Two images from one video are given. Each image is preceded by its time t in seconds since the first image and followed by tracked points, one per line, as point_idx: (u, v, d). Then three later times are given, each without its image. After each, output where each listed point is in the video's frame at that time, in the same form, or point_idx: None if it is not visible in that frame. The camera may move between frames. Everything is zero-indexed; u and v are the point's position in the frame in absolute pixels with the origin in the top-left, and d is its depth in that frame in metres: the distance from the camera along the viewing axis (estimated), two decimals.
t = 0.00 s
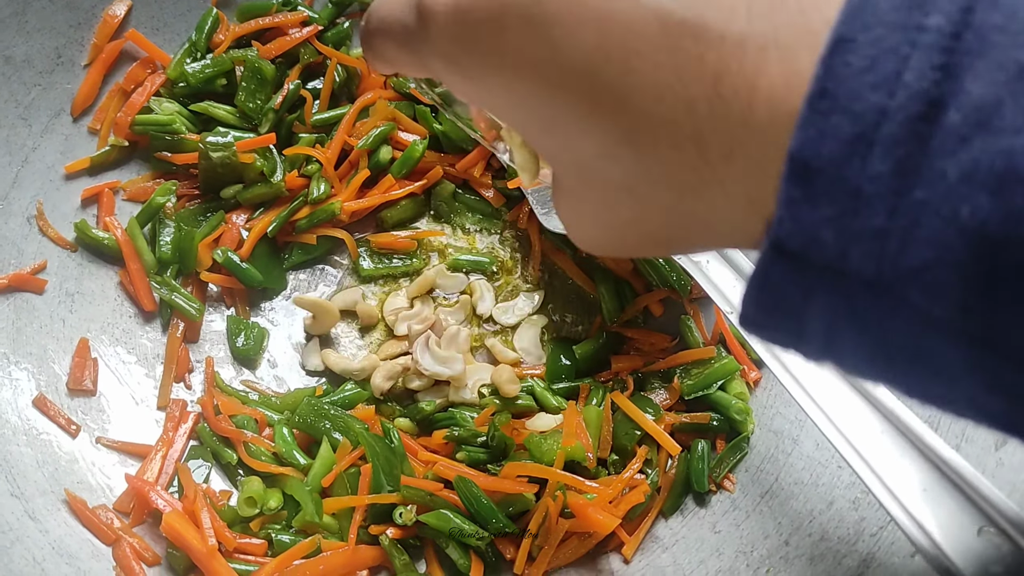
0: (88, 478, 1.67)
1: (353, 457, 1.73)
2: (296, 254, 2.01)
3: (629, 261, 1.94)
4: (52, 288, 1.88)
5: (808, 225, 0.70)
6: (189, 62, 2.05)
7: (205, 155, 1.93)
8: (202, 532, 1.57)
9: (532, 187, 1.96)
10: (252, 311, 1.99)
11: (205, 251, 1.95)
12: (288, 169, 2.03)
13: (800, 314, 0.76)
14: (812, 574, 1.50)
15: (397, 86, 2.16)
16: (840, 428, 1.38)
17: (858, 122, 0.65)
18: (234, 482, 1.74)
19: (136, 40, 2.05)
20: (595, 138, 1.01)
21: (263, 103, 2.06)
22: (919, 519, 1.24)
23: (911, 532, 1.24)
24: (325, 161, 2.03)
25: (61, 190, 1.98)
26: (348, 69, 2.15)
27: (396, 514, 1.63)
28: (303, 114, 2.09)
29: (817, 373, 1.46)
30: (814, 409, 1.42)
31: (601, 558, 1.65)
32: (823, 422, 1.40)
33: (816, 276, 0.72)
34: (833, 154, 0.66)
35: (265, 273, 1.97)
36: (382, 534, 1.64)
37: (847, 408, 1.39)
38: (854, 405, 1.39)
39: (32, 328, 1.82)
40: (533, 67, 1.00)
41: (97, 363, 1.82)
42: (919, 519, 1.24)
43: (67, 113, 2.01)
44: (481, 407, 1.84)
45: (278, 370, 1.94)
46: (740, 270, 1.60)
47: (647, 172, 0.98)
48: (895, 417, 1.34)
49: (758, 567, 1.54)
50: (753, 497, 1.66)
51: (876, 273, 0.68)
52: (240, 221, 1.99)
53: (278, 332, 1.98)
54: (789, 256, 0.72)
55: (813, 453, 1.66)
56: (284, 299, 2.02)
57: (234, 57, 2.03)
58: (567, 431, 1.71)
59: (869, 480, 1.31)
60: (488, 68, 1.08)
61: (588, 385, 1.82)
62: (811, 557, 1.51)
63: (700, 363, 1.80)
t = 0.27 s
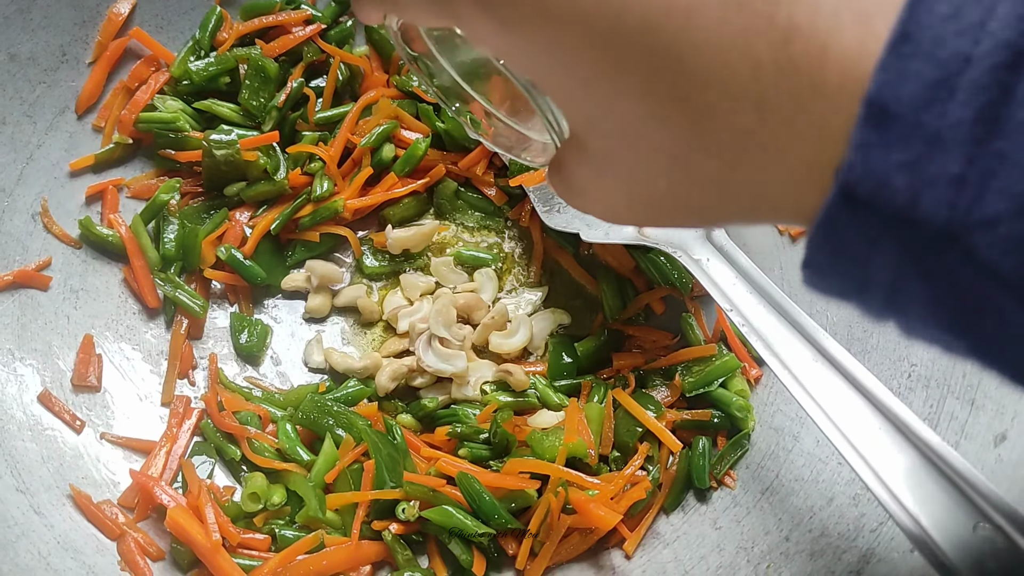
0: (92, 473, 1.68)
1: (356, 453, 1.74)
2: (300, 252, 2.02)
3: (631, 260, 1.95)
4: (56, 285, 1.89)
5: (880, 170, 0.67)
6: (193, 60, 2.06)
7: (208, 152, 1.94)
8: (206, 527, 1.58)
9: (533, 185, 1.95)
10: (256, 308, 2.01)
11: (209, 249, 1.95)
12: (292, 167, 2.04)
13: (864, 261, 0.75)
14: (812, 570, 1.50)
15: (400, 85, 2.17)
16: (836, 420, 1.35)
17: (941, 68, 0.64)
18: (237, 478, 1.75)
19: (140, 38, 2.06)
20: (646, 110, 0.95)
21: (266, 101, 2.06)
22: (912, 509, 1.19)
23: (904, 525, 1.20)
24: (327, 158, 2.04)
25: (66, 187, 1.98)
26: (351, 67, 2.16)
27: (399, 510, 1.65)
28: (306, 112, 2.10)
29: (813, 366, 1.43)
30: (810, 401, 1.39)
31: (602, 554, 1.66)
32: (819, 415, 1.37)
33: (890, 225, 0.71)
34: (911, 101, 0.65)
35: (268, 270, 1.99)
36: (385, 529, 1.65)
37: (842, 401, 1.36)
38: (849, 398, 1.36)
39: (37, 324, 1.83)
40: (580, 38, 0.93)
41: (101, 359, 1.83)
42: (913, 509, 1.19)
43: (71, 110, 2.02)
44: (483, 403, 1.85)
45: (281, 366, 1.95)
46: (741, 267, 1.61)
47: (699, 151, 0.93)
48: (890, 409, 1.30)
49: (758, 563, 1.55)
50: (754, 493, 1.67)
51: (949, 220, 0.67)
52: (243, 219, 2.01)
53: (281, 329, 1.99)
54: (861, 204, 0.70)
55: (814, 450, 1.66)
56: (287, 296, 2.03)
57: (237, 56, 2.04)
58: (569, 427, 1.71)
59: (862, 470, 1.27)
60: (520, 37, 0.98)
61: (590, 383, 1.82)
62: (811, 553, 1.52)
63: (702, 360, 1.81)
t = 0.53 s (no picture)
0: (94, 470, 1.69)
1: (356, 451, 1.75)
2: (301, 252, 2.04)
3: (630, 260, 1.97)
4: (59, 283, 1.90)
5: (954, 123, 0.72)
6: (195, 60, 2.07)
7: (211, 152, 1.96)
8: (207, 523, 1.59)
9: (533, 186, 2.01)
10: (258, 307, 2.02)
11: (211, 248, 1.96)
12: (294, 167, 2.06)
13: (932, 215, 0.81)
14: (810, 567, 1.51)
15: (402, 86, 2.19)
16: (830, 416, 1.36)
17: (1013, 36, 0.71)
18: (238, 475, 1.76)
19: (143, 38, 2.07)
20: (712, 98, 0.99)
21: (269, 101, 2.08)
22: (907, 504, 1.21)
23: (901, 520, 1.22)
24: (329, 158, 2.05)
25: (69, 186, 2.00)
26: (353, 68, 2.17)
27: (400, 507, 1.66)
28: (309, 112, 2.11)
29: (808, 363, 1.44)
30: (805, 398, 1.41)
31: (602, 552, 1.67)
32: (814, 412, 1.38)
33: (957, 179, 0.75)
34: (987, 62, 0.71)
35: (270, 269, 2.00)
36: (386, 526, 1.66)
37: (836, 396, 1.38)
38: (843, 395, 1.37)
39: (40, 322, 1.84)
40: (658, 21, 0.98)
41: (103, 357, 1.84)
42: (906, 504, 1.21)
43: (75, 110, 2.03)
44: (483, 402, 1.86)
45: (282, 364, 1.96)
46: (739, 267, 1.63)
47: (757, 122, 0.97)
48: (884, 404, 1.31)
49: (757, 560, 1.55)
50: (752, 492, 1.67)
51: (1020, 172, 0.71)
52: (246, 219, 2.02)
53: (282, 328, 2.00)
54: (929, 156, 0.75)
55: (812, 448, 1.67)
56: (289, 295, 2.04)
57: (240, 56, 2.05)
58: (569, 426, 1.72)
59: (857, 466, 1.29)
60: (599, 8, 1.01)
61: (591, 381, 1.84)
62: (809, 550, 1.53)
63: (701, 359, 1.81)
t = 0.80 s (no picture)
0: (98, 475, 1.69)
1: (359, 457, 1.74)
2: (305, 257, 2.05)
3: (634, 267, 1.97)
4: (64, 287, 1.90)
5: None
6: (201, 66, 2.08)
7: (216, 157, 1.96)
8: (209, 528, 1.59)
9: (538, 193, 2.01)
10: (261, 312, 2.02)
11: (216, 253, 1.98)
12: (298, 172, 2.06)
13: None
14: None
15: (406, 91, 2.19)
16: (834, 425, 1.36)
17: None
18: (241, 481, 1.76)
19: (150, 44, 2.07)
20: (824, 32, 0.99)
21: (274, 107, 2.08)
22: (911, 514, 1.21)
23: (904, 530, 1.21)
24: (334, 164, 2.05)
25: (74, 190, 2.00)
26: (358, 74, 2.17)
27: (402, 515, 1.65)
28: (313, 118, 2.11)
29: (812, 371, 1.44)
30: (809, 407, 1.40)
31: (604, 559, 1.67)
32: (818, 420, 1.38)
33: None
34: None
35: (274, 275, 2.00)
36: (388, 532, 1.66)
37: (840, 406, 1.38)
38: (847, 404, 1.37)
39: (44, 326, 1.84)
40: None
41: (107, 361, 1.84)
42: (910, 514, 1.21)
43: (81, 115, 2.03)
44: (486, 408, 1.87)
45: (286, 369, 1.96)
46: (744, 276, 1.62)
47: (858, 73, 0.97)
48: (888, 413, 1.30)
49: (760, 569, 1.55)
50: (755, 500, 1.67)
51: None
52: (250, 223, 2.02)
53: (286, 333, 2.01)
54: None
55: (816, 457, 1.67)
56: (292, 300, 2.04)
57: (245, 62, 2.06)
58: (572, 433, 1.72)
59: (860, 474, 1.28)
60: None
61: (594, 388, 1.84)
62: (813, 559, 1.52)
63: (704, 367, 1.82)
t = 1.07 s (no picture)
0: (108, 481, 1.69)
1: (369, 465, 1.74)
2: (315, 264, 2.06)
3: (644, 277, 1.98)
4: (76, 293, 1.91)
5: None
6: (213, 72, 2.08)
7: (228, 163, 1.97)
8: (220, 535, 1.59)
9: (548, 201, 1.95)
10: (271, 318, 2.03)
11: (227, 259, 1.97)
12: (309, 179, 2.06)
13: None
14: None
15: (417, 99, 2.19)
16: (849, 440, 1.38)
17: None
18: (251, 488, 1.77)
19: (163, 50, 2.07)
20: None
21: (286, 114, 2.09)
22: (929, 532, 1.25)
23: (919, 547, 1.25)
24: (345, 171, 2.06)
25: (86, 196, 2.00)
26: (369, 81, 2.18)
27: (412, 523, 1.65)
28: (325, 125, 2.13)
29: (825, 385, 1.45)
30: (822, 420, 1.41)
31: (614, 570, 1.66)
32: (832, 435, 1.39)
33: None
34: None
35: (284, 282, 2.01)
36: (398, 541, 1.65)
37: (854, 421, 1.40)
38: (863, 419, 1.40)
39: (56, 332, 1.84)
40: None
41: (118, 367, 1.85)
42: (928, 531, 1.25)
43: (93, 121, 2.03)
44: (496, 417, 1.87)
45: (296, 376, 1.97)
46: (755, 287, 1.63)
47: None
48: (905, 431, 1.34)
49: None
50: (766, 512, 1.67)
51: None
52: (261, 230, 2.03)
53: (296, 340, 2.01)
54: None
55: (826, 469, 1.67)
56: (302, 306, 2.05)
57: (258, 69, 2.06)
58: (582, 442, 1.72)
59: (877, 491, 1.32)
60: None
61: (603, 398, 1.84)
62: (824, 570, 1.51)
63: (714, 377, 1.82)
